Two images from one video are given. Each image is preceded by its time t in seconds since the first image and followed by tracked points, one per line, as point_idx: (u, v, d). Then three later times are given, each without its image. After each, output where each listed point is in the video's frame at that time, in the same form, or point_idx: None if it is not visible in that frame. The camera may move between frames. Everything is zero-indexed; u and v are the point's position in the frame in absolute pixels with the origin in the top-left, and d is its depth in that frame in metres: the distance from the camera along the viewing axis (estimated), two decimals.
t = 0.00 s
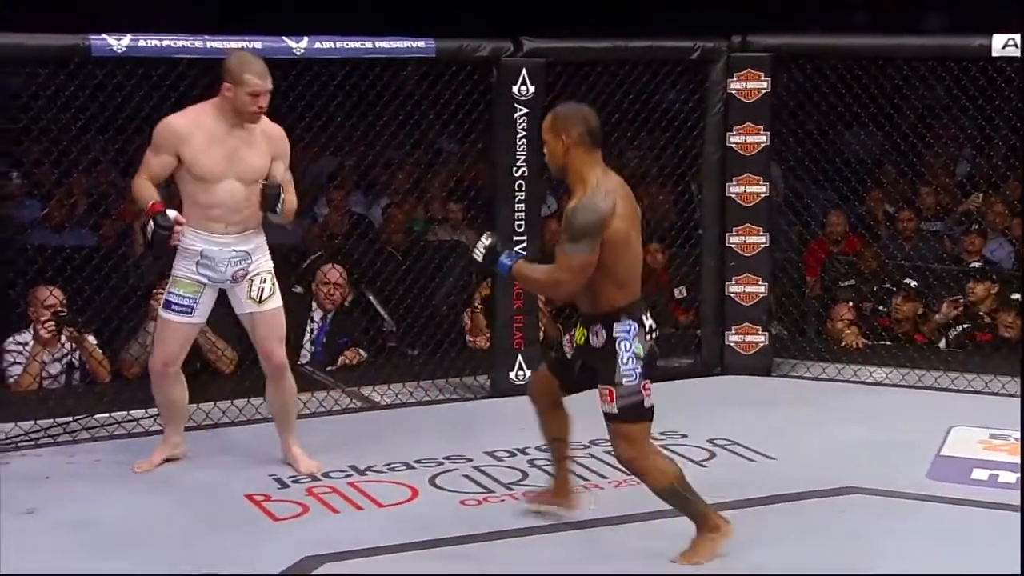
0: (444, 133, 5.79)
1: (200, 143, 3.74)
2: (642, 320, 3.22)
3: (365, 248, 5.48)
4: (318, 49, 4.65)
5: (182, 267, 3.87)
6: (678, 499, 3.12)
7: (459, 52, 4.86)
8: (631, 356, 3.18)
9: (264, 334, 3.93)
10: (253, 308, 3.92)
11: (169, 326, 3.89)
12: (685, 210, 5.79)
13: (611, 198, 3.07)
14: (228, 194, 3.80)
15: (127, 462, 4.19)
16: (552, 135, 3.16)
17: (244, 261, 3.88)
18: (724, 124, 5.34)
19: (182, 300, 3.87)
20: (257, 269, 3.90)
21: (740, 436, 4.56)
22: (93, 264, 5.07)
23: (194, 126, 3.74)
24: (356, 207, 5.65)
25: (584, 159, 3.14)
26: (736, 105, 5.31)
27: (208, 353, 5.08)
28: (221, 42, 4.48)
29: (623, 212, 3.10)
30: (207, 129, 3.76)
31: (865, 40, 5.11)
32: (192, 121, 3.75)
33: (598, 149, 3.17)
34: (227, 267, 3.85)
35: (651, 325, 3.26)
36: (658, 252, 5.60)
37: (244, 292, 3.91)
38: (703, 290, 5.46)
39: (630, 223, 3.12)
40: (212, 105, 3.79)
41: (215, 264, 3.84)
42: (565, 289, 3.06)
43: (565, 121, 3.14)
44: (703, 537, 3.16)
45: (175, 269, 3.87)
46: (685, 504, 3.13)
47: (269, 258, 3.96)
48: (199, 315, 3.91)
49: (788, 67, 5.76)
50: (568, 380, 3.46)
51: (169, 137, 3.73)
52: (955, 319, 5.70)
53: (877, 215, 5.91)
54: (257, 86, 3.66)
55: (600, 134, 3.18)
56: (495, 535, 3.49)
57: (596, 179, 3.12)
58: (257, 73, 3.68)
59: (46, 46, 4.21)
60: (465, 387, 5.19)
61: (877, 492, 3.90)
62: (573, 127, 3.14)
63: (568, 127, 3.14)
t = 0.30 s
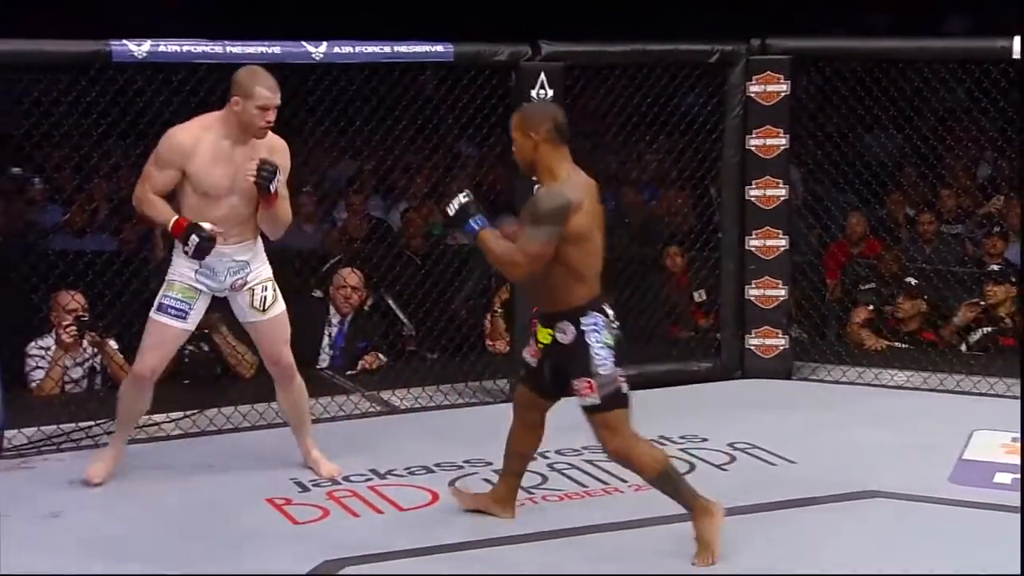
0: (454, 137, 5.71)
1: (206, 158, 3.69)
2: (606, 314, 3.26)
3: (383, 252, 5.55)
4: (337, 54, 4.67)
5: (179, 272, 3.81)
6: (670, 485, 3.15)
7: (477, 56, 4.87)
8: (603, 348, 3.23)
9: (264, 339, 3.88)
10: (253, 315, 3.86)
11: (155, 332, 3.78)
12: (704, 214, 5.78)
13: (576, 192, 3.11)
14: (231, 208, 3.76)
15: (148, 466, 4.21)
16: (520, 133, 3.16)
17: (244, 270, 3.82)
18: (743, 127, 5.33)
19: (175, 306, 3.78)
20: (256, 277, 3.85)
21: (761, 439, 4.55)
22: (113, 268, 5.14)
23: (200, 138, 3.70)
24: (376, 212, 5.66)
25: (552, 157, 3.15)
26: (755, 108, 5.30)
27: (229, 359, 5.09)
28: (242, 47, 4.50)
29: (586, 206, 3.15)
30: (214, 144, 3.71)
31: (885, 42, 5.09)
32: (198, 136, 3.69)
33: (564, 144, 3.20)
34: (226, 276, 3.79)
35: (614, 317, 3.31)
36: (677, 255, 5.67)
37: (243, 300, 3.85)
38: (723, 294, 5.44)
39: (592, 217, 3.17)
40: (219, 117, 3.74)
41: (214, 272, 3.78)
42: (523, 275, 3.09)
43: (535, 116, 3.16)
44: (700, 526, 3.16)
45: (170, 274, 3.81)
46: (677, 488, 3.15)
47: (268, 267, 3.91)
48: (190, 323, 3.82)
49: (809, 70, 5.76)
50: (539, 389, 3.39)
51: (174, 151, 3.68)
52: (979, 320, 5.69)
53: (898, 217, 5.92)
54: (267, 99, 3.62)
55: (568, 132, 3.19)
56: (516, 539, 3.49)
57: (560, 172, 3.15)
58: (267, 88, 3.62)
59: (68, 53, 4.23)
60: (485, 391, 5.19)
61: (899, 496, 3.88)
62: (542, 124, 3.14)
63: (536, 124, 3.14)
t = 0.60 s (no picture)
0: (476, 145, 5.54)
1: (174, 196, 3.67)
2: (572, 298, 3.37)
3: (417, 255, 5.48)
4: (370, 57, 4.69)
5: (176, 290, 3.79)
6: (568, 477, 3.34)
7: (509, 60, 4.87)
8: (562, 331, 3.33)
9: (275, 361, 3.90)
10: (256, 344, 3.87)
11: (139, 344, 3.72)
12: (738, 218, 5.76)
13: (547, 177, 3.23)
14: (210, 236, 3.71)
15: (183, 467, 4.25)
16: (482, 121, 3.27)
17: (239, 298, 3.80)
18: (777, 130, 5.30)
19: (163, 322, 3.73)
20: (255, 308, 3.84)
21: (794, 444, 4.53)
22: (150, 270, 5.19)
23: (166, 179, 3.67)
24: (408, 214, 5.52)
25: (517, 140, 3.27)
26: (790, 112, 5.27)
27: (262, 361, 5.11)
28: (276, 50, 4.53)
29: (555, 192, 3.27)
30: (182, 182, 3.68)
31: (920, 45, 5.05)
32: (165, 178, 3.66)
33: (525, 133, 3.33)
34: (218, 304, 3.78)
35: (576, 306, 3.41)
36: (707, 259, 5.69)
37: (243, 329, 3.85)
38: (758, 297, 5.41)
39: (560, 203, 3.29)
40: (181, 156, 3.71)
41: (207, 299, 3.77)
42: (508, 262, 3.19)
43: (497, 104, 3.27)
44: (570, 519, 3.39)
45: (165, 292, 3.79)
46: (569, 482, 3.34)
47: (268, 294, 3.88)
48: (175, 342, 3.77)
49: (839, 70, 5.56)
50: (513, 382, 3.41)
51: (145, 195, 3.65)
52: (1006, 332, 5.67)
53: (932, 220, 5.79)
54: (220, 123, 3.57)
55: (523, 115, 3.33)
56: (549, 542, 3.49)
57: (525, 158, 3.27)
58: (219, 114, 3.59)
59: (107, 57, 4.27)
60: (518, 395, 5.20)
61: (934, 502, 3.85)
62: (503, 110, 3.26)
63: (497, 112, 3.26)
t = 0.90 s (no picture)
0: (514, 150, 5.40)
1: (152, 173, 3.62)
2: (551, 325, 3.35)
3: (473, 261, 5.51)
4: (427, 63, 4.72)
5: (147, 303, 3.72)
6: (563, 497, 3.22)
7: (567, 65, 4.88)
8: (542, 358, 3.30)
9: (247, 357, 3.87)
10: (234, 333, 3.85)
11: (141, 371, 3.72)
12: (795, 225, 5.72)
13: (531, 204, 3.19)
14: (190, 225, 3.70)
15: (241, 471, 4.30)
16: (468, 144, 3.23)
17: (212, 289, 3.77)
18: (837, 136, 5.26)
19: (155, 339, 3.72)
20: (225, 292, 3.81)
21: (853, 452, 4.48)
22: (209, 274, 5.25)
23: (143, 157, 3.62)
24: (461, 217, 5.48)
25: (504, 166, 3.23)
26: (851, 118, 5.23)
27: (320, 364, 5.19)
28: (334, 56, 4.57)
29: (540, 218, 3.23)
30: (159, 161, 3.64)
31: (984, 50, 5.01)
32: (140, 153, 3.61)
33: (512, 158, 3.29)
34: (196, 299, 3.75)
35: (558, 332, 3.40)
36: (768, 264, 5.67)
37: (220, 320, 3.84)
38: (817, 303, 5.39)
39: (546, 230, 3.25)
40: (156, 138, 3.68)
41: (184, 297, 3.74)
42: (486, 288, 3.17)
43: (483, 129, 3.23)
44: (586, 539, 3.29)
45: (139, 308, 3.73)
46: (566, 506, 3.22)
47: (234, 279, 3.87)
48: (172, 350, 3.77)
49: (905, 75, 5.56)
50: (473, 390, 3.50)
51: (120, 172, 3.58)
52: None
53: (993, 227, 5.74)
54: (204, 104, 3.60)
55: (509, 140, 3.29)
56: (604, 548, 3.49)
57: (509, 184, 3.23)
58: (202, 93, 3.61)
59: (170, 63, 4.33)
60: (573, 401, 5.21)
61: (997, 514, 3.79)
62: (489, 135, 3.22)
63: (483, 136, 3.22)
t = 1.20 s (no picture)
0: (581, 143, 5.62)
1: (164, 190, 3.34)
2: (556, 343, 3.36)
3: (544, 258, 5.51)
4: (500, 61, 4.72)
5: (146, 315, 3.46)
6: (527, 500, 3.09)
7: (640, 63, 4.84)
8: (545, 375, 3.28)
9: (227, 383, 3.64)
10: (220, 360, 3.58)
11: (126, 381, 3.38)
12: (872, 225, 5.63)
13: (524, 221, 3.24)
14: (202, 244, 3.46)
15: (314, 465, 4.33)
16: (453, 175, 3.24)
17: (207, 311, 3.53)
18: (915, 134, 5.17)
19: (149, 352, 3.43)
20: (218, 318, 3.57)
21: (930, 455, 4.41)
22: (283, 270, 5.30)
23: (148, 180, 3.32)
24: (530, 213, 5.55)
25: (489, 190, 3.28)
26: (930, 116, 5.14)
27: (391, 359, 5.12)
28: (409, 54, 4.60)
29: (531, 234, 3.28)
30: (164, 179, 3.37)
31: None
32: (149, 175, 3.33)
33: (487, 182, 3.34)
34: (195, 320, 3.50)
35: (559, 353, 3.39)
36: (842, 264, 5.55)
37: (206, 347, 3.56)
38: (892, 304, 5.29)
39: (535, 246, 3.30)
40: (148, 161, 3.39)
41: (185, 315, 3.48)
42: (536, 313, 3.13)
43: (463, 158, 3.26)
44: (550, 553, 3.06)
45: (138, 321, 3.46)
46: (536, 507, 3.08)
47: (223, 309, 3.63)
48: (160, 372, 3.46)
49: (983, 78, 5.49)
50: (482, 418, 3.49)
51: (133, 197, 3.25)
52: None
53: None
54: (203, 116, 3.37)
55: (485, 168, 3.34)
56: (676, 548, 3.46)
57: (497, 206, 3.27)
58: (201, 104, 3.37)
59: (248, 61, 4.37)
60: (643, 400, 5.19)
61: None
62: (472, 162, 3.25)
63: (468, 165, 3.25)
